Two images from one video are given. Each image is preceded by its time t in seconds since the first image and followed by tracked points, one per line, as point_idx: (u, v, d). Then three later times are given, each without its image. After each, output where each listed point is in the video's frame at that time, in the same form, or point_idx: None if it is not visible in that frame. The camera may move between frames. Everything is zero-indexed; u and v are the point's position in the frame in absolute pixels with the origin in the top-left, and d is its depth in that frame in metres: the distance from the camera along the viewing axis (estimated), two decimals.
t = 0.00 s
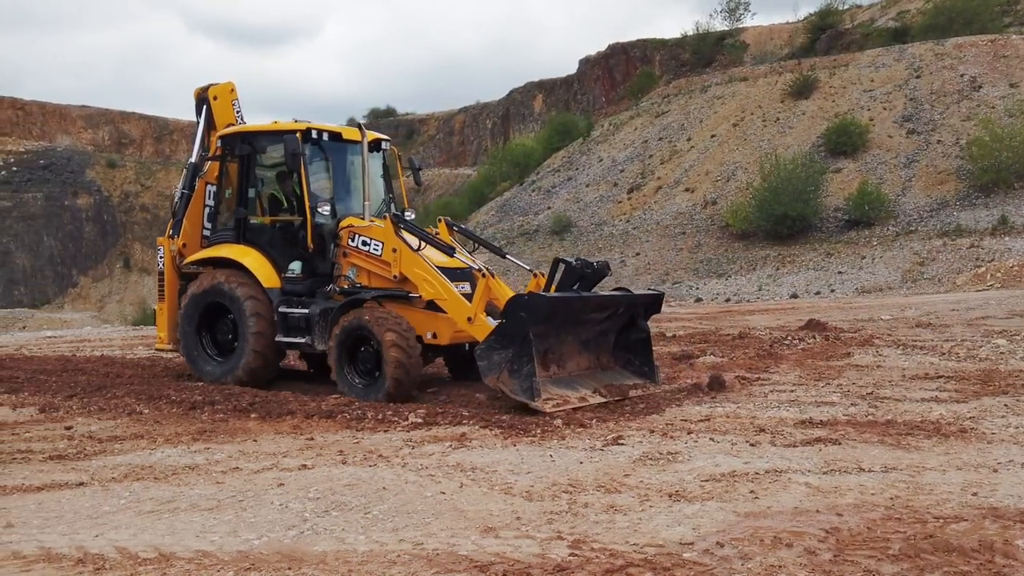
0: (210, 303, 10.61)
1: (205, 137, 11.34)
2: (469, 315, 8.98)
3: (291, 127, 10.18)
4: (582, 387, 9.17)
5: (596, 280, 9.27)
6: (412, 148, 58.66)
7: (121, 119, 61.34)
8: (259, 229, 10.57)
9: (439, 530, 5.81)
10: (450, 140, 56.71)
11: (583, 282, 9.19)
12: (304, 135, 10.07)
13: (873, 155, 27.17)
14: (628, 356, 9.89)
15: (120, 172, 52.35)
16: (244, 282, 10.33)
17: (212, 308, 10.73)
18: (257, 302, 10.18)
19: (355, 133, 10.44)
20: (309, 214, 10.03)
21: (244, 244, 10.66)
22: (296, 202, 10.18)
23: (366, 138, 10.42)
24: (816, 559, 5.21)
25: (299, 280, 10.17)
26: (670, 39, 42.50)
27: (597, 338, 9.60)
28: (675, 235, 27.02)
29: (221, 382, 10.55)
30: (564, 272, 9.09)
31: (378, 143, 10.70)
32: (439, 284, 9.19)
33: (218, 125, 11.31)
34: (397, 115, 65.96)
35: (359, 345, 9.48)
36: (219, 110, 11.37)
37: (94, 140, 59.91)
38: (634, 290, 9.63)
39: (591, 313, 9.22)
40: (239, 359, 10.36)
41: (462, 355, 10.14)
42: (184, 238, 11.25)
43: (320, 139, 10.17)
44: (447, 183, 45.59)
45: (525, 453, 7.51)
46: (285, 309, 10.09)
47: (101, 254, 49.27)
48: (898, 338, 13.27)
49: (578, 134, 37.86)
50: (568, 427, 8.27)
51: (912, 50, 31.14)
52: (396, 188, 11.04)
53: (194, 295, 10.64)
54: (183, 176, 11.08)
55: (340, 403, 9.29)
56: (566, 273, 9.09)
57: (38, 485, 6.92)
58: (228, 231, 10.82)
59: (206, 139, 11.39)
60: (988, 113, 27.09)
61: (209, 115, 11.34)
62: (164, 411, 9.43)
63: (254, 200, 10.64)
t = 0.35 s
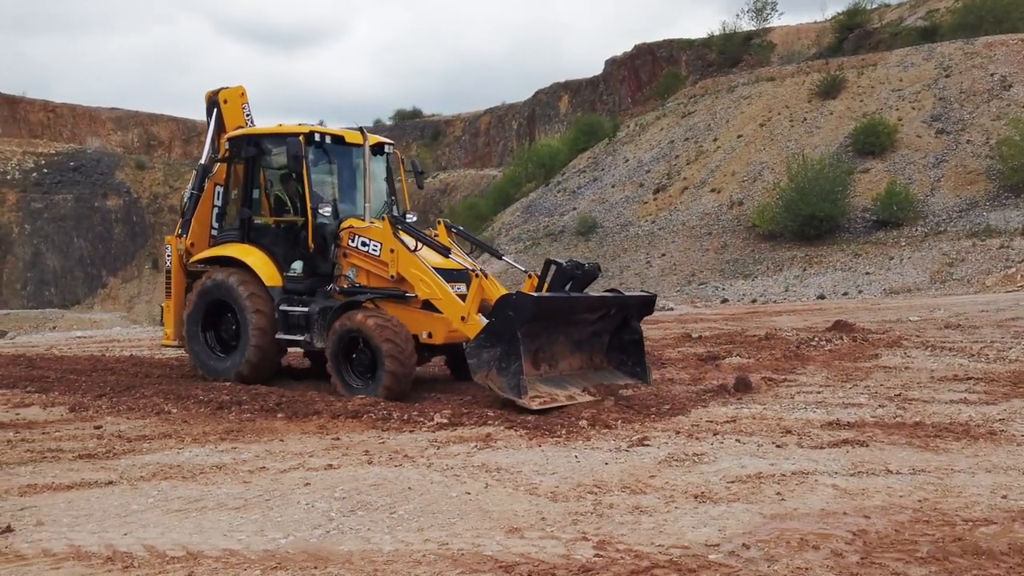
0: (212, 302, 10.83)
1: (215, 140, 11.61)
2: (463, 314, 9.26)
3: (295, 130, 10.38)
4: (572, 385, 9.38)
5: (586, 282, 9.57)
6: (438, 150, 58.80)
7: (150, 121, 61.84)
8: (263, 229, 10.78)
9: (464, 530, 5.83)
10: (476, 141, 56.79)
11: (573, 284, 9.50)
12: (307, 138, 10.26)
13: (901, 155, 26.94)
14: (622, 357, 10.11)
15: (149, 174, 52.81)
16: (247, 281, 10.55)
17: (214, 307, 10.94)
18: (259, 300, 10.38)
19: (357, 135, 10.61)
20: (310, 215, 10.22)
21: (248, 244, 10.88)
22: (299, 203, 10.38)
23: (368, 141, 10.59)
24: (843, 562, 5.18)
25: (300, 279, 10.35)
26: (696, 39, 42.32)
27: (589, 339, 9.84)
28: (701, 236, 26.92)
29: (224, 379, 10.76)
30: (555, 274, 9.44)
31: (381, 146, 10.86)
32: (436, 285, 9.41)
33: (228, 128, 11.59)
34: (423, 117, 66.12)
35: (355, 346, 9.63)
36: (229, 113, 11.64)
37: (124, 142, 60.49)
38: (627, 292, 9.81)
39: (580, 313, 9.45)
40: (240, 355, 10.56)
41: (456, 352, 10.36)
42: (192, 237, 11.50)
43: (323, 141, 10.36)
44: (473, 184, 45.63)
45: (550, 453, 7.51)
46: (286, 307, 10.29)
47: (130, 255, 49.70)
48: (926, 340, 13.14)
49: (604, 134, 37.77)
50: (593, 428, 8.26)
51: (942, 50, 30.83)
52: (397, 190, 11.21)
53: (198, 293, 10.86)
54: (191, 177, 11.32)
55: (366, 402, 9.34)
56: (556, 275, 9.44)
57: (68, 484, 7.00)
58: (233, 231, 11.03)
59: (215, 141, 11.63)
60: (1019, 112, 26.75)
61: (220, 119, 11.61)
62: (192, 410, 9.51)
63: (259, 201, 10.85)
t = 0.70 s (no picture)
0: (215, 301, 11.04)
1: (220, 144, 11.80)
2: (456, 313, 9.44)
3: (295, 134, 10.53)
4: (562, 384, 9.51)
5: (577, 282, 9.66)
6: (463, 151, 58.91)
7: (178, 124, 62.34)
8: (264, 231, 10.96)
9: (488, 530, 5.83)
10: (501, 143, 56.80)
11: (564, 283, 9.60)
12: (306, 143, 10.42)
13: (929, 155, 26.70)
14: (614, 356, 10.21)
15: (177, 177, 53.21)
16: (249, 281, 10.76)
17: (217, 307, 11.13)
18: (260, 300, 10.60)
19: (357, 139, 10.74)
20: (310, 217, 10.39)
21: (250, 245, 11.06)
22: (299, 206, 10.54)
23: (367, 144, 10.71)
24: (869, 564, 5.14)
25: (300, 280, 10.54)
26: (722, 39, 42.15)
27: (581, 339, 9.94)
28: (726, 237, 26.79)
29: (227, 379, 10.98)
30: (545, 275, 9.55)
31: (380, 150, 10.99)
32: (430, 284, 9.61)
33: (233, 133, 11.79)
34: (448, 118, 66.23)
35: (355, 343, 9.87)
36: (233, 117, 11.85)
37: (152, 144, 60.99)
38: (618, 293, 9.91)
39: (572, 313, 9.55)
40: (243, 355, 10.78)
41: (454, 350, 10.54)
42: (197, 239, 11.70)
43: (323, 145, 10.52)
44: (497, 185, 45.64)
45: (574, 455, 7.51)
46: (287, 307, 10.52)
47: (157, 256, 50.05)
48: (955, 341, 13.00)
49: (629, 135, 37.67)
50: (618, 429, 8.25)
51: (970, 49, 30.53)
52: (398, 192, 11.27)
53: (201, 294, 11.07)
54: (196, 181, 11.53)
55: (391, 403, 9.36)
56: (546, 276, 9.56)
57: (97, 482, 7.08)
58: (236, 233, 11.22)
59: (221, 145, 11.84)
60: None
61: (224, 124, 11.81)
62: (219, 410, 9.58)
63: (260, 204, 11.02)
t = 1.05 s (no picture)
0: (220, 301, 11.40)
1: (227, 147, 12.15)
2: (453, 312, 9.64)
3: (299, 139, 10.87)
4: (556, 381, 9.49)
5: (571, 281, 9.70)
6: (493, 153, 58.95)
7: (211, 126, 62.81)
8: (269, 233, 11.31)
9: (517, 531, 5.83)
10: (531, 144, 56.77)
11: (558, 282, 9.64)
12: (309, 147, 10.76)
13: (964, 155, 26.38)
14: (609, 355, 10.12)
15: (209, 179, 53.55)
16: (254, 282, 11.12)
17: (222, 307, 11.50)
18: (264, 300, 10.94)
19: (358, 143, 11.07)
20: (312, 220, 10.73)
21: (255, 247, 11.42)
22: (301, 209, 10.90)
23: (367, 149, 11.04)
24: (903, 567, 5.09)
25: (303, 280, 10.89)
26: (753, 38, 41.92)
27: (576, 337, 9.90)
28: (758, 238, 26.58)
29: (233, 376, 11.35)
30: (539, 275, 9.58)
31: (382, 154, 11.30)
32: (428, 284, 9.82)
33: (239, 136, 12.11)
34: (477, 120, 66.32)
35: (355, 342, 10.10)
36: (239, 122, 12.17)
37: (185, 146, 61.48)
38: (612, 292, 9.91)
39: (567, 311, 9.56)
40: (248, 352, 11.13)
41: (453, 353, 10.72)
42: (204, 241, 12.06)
43: (325, 150, 10.87)
44: (528, 186, 45.55)
45: (604, 456, 7.49)
46: (290, 307, 10.86)
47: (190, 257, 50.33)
48: (989, 343, 12.84)
49: (660, 135, 37.53)
50: (648, 431, 8.22)
51: (1006, 48, 30.15)
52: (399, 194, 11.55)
53: (207, 294, 11.41)
54: (204, 184, 11.90)
55: (420, 405, 9.40)
56: (540, 274, 9.59)
57: (130, 481, 7.16)
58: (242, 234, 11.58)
59: (227, 150, 12.18)
60: None
61: (230, 127, 12.14)
62: (250, 410, 9.66)
63: (265, 206, 11.37)
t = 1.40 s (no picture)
0: (228, 305, 11.64)
1: (231, 154, 12.39)
2: (450, 313, 9.74)
3: (299, 145, 11.09)
4: (550, 378, 9.98)
5: (564, 281, 10.19)
6: (522, 154, 58.95)
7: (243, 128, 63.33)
8: (273, 236, 11.54)
9: (546, 532, 5.83)
10: (561, 145, 56.69)
11: (551, 282, 10.17)
12: (309, 152, 10.98)
13: (998, 155, 26.05)
14: (604, 352, 10.65)
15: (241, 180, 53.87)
16: (259, 285, 11.33)
17: (229, 310, 11.74)
18: (269, 302, 11.16)
19: (357, 148, 11.25)
20: (314, 224, 10.92)
21: (261, 251, 11.65)
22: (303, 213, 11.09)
23: (366, 152, 11.22)
24: (935, 570, 5.04)
25: (307, 282, 11.11)
26: (785, 38, 41.69)
27: (571, 335, 10.43)
28: (789, 239, 26.38)
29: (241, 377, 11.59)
30: (531, 275, 10.13)
31: (381, 158, 11.47)
32: (426, 285, 9.93)
33: (243, 143, 12.35)
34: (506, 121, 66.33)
35: (357, 340, 10.33)
36: (244, 130, 12.39)
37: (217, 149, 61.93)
38: (605, 291, 10.41)
39: (561, 310, 10.07)
40: (255, 353, 11.38)
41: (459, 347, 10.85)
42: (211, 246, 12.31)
43: (325, 155, 11.05)
44: (558, 186, 45.48)
45: (633, 457, 7.47)
46: (294, 309, 11.06)
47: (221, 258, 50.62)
48: None
49: (690, 135, 37.42)
50: (676, 432, 8.19)
51: None
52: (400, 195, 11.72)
53: (214, 298, 11.66)
54: (210, 191, 12.12)
55: (448, 405, 9.43)
56: (533, 275, 10.13)
57: (163, 480, 7.24)
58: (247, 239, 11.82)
59: (232, 157, 12.39)
60: None
61: (234, 135, 12.34)
62: (281, 411, 9.73)
63: (269, 211, 11.60)
